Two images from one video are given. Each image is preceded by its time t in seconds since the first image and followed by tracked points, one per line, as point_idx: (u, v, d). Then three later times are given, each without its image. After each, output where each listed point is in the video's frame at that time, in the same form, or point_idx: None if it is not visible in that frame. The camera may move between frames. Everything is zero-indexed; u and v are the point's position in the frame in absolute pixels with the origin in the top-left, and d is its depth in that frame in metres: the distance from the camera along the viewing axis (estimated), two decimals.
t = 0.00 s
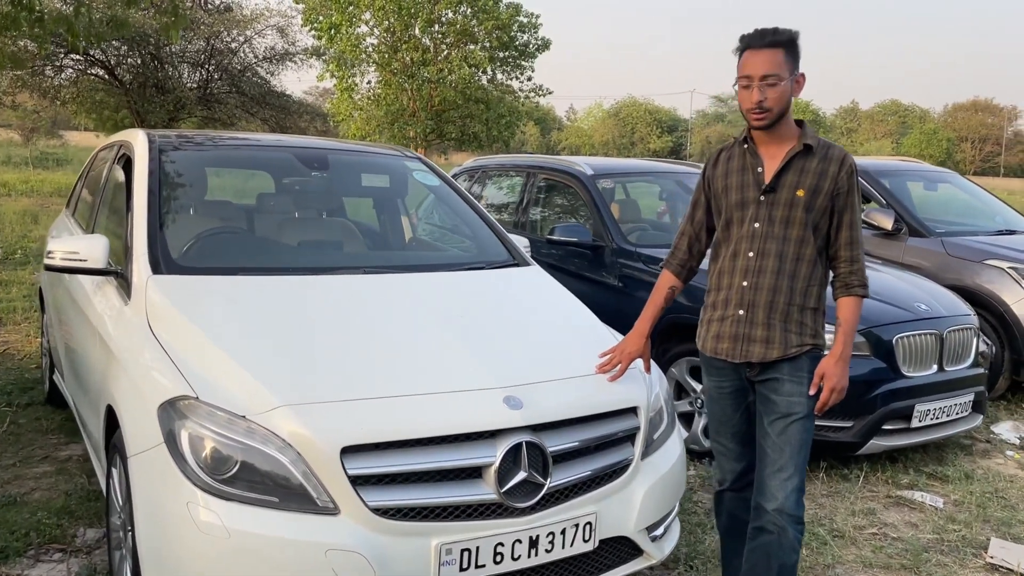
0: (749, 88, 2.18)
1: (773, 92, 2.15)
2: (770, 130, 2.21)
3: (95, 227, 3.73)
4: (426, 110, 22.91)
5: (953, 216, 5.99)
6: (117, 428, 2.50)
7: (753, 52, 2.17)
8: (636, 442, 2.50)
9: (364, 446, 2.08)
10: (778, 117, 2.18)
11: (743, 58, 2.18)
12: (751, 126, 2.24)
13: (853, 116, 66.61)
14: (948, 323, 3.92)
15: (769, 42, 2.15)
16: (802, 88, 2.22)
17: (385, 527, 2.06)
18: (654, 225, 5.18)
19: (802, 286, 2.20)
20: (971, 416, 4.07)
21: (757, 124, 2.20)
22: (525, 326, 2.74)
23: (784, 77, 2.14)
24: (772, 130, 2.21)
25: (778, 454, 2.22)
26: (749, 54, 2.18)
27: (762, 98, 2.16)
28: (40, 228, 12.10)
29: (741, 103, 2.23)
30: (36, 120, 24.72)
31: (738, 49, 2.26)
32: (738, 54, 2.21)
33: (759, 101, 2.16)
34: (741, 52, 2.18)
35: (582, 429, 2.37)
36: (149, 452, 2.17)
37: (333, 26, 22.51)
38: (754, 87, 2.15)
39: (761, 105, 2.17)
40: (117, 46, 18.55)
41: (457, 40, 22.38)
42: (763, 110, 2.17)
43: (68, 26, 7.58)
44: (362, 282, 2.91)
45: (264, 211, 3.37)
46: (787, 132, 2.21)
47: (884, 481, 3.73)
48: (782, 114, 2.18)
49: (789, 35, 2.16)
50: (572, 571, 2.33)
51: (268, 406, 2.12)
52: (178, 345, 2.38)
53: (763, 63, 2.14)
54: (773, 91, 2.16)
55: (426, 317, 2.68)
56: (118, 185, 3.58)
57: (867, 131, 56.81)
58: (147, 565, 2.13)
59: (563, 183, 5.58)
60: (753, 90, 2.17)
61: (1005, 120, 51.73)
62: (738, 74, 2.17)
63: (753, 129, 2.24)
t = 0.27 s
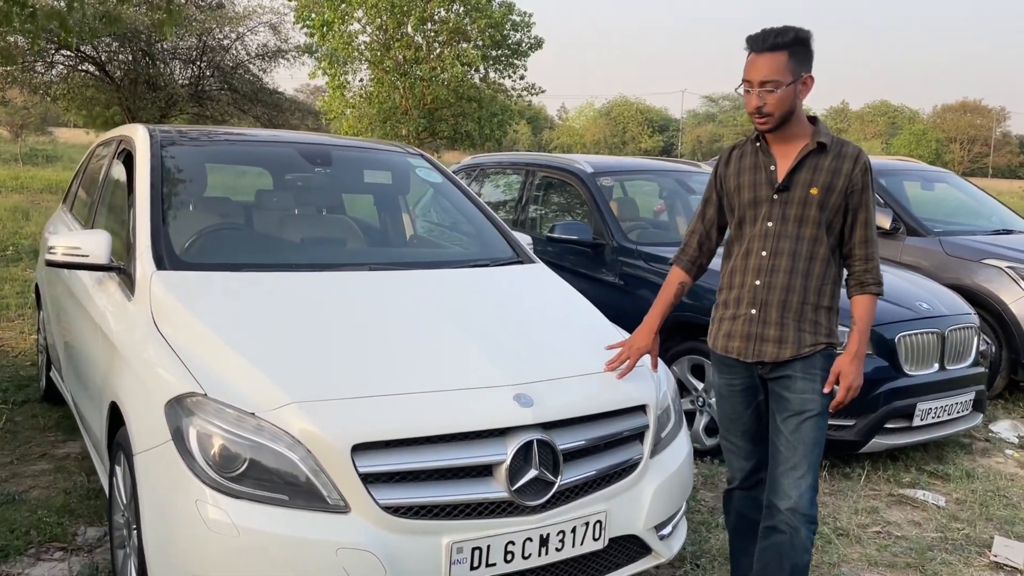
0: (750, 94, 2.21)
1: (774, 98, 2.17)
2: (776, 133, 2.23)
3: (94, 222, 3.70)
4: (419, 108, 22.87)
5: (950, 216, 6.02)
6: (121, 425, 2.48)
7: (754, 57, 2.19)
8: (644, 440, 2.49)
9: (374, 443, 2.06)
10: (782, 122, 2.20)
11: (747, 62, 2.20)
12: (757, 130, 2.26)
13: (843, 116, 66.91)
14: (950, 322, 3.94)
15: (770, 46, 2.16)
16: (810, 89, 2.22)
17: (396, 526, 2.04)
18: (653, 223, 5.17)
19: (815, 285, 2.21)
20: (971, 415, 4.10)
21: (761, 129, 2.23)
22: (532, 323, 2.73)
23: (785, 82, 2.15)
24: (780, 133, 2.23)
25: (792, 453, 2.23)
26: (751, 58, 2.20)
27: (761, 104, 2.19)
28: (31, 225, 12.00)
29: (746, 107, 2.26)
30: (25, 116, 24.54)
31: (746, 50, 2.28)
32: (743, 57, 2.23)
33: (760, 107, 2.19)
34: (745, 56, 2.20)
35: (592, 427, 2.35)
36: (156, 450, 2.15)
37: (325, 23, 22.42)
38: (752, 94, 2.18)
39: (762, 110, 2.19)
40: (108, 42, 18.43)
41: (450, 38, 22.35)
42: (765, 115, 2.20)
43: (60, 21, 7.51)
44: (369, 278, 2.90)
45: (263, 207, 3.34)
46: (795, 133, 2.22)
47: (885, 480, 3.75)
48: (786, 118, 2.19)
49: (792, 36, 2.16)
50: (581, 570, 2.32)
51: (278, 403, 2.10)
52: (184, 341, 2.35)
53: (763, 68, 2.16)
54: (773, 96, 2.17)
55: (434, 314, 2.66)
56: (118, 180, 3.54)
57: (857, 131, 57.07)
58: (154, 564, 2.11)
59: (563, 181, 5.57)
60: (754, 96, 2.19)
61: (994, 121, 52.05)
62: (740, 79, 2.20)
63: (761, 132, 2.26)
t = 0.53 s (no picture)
0: (765, 93, 2.22)
1: (789, 96, 2.19)
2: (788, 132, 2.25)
3: (92, 218, 3.66)
4: (411, 105, 22.82)
5: (946, 215, 6.05)
6: (125, 422, 2.45)
7: (767, 56, 2.20)
8: (652, 438, 2.48)
9: (383, 441, 2.05)
10: (795, 120, 2.22)
11: (758, 61, 2.21)
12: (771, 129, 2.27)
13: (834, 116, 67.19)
14: (949, 320, 3.96)
15: (782, 44, 2.17)
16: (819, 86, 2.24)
17: (406, 524, 2.02)
18: (651, 221, 5.16)
19: (826, 285, 2.24)
20: (970, 412, 4.12)
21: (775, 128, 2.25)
22: (539, 321, 2.72)
23: (797, 80, 2.17)
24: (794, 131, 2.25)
25: (802, 453, 2.26)
26: (764, 57, 2.21)
27: (777, 103, 2.20)
28: (21, 221, 11.91)
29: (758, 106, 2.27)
30: (14, 112, 24.35)
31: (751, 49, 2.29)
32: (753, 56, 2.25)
33: (775, 106, 2.20)
34: (756, 55, 2.21)
35: (599, 425, 2.35)
36: (162, 447, 2.12)
37: (317, 20, 22.33)
38: (768, 93, 2.19)
39: (777, 109, 2.20)
40: (99, 38, 18.31)
41: (442, 36, 22.32)
42: (780, 114, 2.21)
43: (52, 16, 7.45)
44: (373, 275, 2.88)
45: (261, 203, 3.28)
46: (807, 132, 2.23)
47: (886, 478, 3.77)
48: (801, 115, 2.21)
49: (803, 33, 2.17)
50: (589, 568, 2.32)
51: (286, 400, 2.08)
52: (189, 338, 2.33)
53: (778, 66, 2.17)
54: (789, 94, 2.19)
55: (440, 311, 2.65)
56: (118, 176, 3.51)
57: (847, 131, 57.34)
58: (160, 561, 2.09)
59: (561, 178, 5.55)
60: (768, 95, 2.21)
61: (982, 121, 52.38)
62: (753, 78, 2.21)
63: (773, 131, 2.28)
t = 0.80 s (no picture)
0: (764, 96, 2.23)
1: (787, 102, 2.20)
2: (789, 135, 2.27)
3: (91, 215, 3.63)
4: (404, 103, 22.76)
5: (941, 215, 6.09)
6: (128, 421, 2.44)
7: (772, 57, 2.20)
8: (657, 438, 2.48)
9: (391, 440, 2.04)
10: (793, 125, 2.23)
11: (762, 63, 2.23)
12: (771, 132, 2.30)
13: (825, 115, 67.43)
14: (948, 320, 3.99)
15: (788, 48, 2.18)
16: (823, 91, 2.24)
17: (414, 524, 2.02)
18: (649, 220, 5.16)
19: (837, 288, 2.28)
20: (968, 411, 4.15)
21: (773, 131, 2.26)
22: (543, 320, 2.72)
23: (797, 86, 2.18)
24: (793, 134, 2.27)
25: (816, 457, 2.30)
26: (768, 58, 2.21)
27: (775, 107, 2.21)
28: (13, 217, 11.83)
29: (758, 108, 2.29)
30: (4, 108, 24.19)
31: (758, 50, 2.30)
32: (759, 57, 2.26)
33: (773, 110, 2.22)
34: (760, 56, 2.23)
35: (605, 424, 2.34)
36: (167, 446, 2.11)
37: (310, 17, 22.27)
38: (767, 96, 2.20)
39: (774, 114, 2.22)
40: (90, 33, 18.19)
41: (436, 33, 22.27)
42: (777, 119, 2.23)
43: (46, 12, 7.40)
44: (377, 274, 2.87)
45: (259, 201, 3.25)
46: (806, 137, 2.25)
47: (885, 477, 3.79)
48: (799, 121, 2.23)
49: (810, 38, 2.17)
50: (595, 568, 2.31)
51: (293, 400, 2.07)
52: (193, 336, 2.32)
53: (781, 70, 2.18)
54: (788, 100, 2.20)
55: (445, 310, 2.65)
56: (117, 173, 3.49)
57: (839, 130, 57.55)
58: (165, 561, 2.08)
59: (560, 177, 5.55)
60: (767, 99, 2.22)
61: (972, 121, 52.65)
62: (755, 79, 2.23)
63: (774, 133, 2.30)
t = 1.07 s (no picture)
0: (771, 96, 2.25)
1: (794, 101, 2.21)
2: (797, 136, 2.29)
3: (89, 213, 3.62)
4: (398, 100, 22.72)
5: (936, 215, 6.12)
6: (129, 420, 2.43)
7: (778, 57, 2.22)
8: (658, 437, 2.49)
9: (394, 440, 2.04)
10: (800, 126, 2.24)
11: (767, 63, 2.24)
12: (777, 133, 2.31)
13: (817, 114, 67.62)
14: (944, 320, 4.01)
15: (794, 48, 2.19)
16: (829, 93, 2.26)
17: (417, 523, 2.02)
18: (646, 219, 5.18)
19: (844, 294, 2.29)
20: (963, 411, 4.17)
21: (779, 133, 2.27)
22: (545, 319, 2.72)
23: (804, 85, 2.19)
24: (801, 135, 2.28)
25: (820, 462, 2.32)
26: (774, 58, 2.23)
27: (783, 107, 2.23)
28: (5, 215, 11.76)
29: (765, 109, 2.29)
30: None
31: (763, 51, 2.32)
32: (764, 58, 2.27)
33: (780, 110, 2.23)
34: (766, 56, 2.24)
35: (607, 424, 2.35)
36: (169, 445, 2.11)
37: (303, 14, 22.22)
38: (774, 97, 2.21)
39: (781, 114, 2.23)
40: (82, 30, 18.10)
41: (430, 31, 22.23)
42: (784, 119, 2.24)
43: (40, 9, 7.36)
44: (378, 273, 2.86)
45: (256, 200, 3.25)
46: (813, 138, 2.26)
47: (881, 476, 3.81)
48: (806, 122, 2.24)
49: (816, 37, 2.19)
50: (597, 567, 2.32)
51: (296, 399, 2.06)
52: (195, 335, 2.31)
53: (787, 69, 2.19)
54: (795, 100, 2.21)
55: (447, 309, 2.65)
56: (115, 171, 3.48)
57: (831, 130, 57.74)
58: (168, 560, 2.07)
59: (556, 176, 5.56)
60: (774, 99, 2.24)
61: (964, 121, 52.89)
62: (762, 79, 2.24)
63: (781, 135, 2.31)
